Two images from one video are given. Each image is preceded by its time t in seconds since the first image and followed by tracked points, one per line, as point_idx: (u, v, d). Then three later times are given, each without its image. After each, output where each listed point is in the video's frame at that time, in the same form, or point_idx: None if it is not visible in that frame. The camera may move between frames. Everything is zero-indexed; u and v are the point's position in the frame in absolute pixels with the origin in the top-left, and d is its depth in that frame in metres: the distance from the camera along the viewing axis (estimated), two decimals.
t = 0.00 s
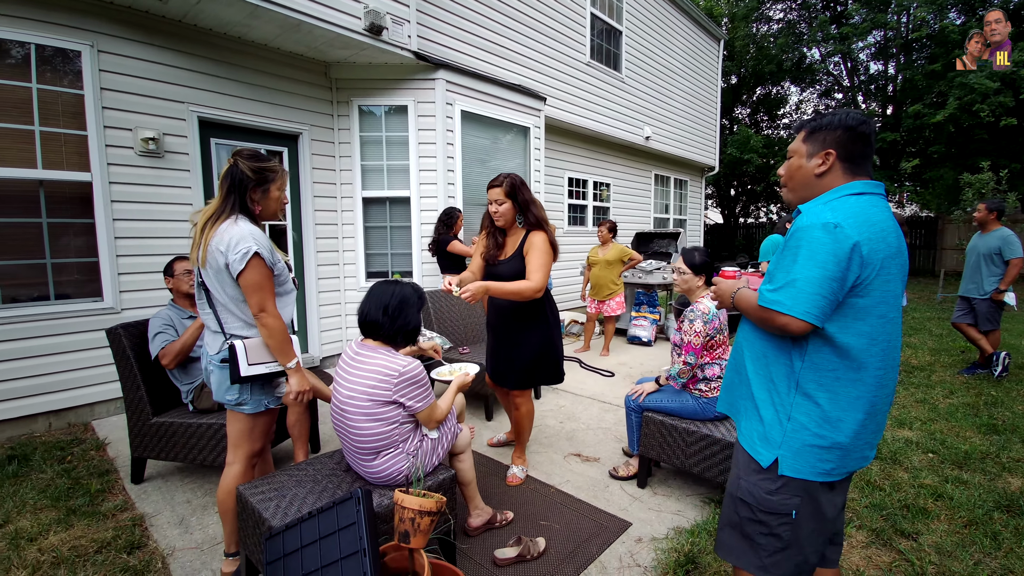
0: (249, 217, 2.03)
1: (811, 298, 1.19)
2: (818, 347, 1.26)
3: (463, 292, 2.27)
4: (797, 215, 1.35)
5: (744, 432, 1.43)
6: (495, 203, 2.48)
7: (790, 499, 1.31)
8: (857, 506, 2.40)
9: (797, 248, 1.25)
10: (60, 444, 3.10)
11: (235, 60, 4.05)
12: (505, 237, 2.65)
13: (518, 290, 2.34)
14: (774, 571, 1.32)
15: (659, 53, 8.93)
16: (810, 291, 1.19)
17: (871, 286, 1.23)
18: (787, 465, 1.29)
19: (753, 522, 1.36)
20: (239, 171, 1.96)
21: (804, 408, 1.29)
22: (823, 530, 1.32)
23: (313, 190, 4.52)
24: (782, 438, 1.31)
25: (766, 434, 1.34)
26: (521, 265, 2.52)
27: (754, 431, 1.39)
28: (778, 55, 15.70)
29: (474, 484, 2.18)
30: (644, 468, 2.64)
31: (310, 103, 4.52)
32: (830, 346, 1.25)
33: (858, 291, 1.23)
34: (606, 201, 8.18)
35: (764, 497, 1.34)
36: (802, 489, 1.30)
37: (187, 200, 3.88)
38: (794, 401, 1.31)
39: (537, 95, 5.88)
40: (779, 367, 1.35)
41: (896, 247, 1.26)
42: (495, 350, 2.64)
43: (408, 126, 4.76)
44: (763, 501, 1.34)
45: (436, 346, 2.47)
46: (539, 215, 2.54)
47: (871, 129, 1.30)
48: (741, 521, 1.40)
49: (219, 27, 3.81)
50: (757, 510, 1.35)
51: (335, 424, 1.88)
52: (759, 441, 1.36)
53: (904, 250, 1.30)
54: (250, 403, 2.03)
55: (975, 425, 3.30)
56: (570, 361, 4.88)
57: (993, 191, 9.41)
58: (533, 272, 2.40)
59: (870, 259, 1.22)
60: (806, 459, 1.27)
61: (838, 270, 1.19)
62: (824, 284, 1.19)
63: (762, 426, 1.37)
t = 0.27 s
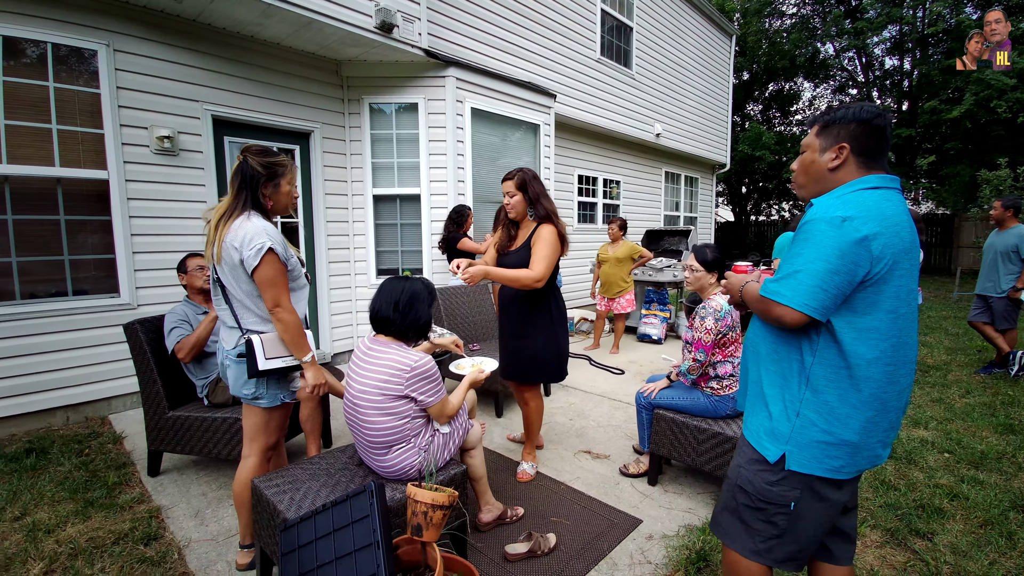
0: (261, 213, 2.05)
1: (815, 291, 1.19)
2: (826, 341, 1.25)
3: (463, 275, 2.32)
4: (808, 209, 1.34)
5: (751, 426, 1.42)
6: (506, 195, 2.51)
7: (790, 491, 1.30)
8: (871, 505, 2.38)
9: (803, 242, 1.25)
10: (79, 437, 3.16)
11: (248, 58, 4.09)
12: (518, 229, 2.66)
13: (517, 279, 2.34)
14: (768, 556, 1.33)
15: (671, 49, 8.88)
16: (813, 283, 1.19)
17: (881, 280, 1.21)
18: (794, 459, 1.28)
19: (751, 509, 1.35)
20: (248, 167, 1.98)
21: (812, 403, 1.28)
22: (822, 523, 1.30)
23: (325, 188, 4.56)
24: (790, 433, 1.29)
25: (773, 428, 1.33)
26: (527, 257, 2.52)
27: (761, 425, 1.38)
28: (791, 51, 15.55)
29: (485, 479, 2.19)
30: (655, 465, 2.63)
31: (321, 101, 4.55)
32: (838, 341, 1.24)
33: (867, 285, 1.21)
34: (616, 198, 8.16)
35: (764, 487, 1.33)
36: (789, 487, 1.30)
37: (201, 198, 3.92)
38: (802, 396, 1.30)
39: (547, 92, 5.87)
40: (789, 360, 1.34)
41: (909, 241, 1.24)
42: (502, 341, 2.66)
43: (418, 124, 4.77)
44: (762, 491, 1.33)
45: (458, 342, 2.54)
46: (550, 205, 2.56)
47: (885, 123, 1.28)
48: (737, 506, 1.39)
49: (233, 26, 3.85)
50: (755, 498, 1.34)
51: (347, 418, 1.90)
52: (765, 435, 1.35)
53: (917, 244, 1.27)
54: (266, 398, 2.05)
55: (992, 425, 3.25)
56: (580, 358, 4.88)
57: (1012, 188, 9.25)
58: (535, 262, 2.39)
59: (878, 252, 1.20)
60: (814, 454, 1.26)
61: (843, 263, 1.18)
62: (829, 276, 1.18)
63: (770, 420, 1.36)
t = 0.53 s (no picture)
0: (277, 211, 2.07)
1: (810, 294, 1.18)
2: (825, 342, 1.24)
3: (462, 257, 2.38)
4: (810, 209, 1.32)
5: (751, 428, 1.41)
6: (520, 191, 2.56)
7: (792, 494, 1.28)
8: (886, 507, 2.35)
9: (802, 246, 1.23)
10: (98, 431, 3.24)
11: (262, 58, 4.13)
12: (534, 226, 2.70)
13: (514, 267, 2.37)
14: (771, 562, 1.31)
15: (683, 45, 8.80)
16: (811, 286, 1.18)
17: (880, 284, 1.20)
18: (795, 461, 1.27)
19: (752, 514, 1.34)
20: (262, 167, 2.00)
21: (813, 405, 1.27)
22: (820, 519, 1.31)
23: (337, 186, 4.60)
24: (790, 435, 1.28)
25: (774, 430, 1.32)
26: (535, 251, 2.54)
27: (761, 426, 1.37)
28: (806, 46, 15.34)
29: (496, 476, 2.20)
30: (666, 464, 2.62)
31: (333, 100, 4.59)
32: (837, 345, 1.23)
33: (866, 287, 1.20)
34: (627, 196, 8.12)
35: (767, 492, 1.31)
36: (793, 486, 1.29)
37: (216, 197, 3.98)
38: (803, 397, 1.29)
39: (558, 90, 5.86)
40: (788, 362, 1.32)
41: (909, 242, 1.22)
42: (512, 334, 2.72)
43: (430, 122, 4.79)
44: (764, 495, 1.31)
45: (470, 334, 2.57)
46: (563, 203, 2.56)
47: (890, 118, 1.26)
48: (741, 511, 1.37)
49: (247, 26, 3.89)
50: (757, 503, 1.32)
51: (361, 414, 1.92)
52: (766, 437, 1.34)
53: (918, 244, 1.26)
54: (280, 394, 2.08)
55: (1013, 426, 3.19)
56: (591, 356, 4.87)
57: None
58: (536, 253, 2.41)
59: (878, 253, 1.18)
60: (813, 456, 1.25)
61: (842, 265, 1.17)
62: (827, 280, 1.17)
63: (770, 421, 1.35)
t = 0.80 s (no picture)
0: (295, 209, 2.10)
1: (793, 295, 1.17)
2: (810, 342, 1.23)
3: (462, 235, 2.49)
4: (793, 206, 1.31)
5: (745, 430, 1.40)
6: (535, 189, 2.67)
7: (795, 503, 1.26)
8: (903, 509, 2.31)
9: (785, 246, 1.22)
10: (120, 425, 3.32)
11: (277, 58, 4.18)
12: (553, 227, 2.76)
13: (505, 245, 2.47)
14: None
15: (697, 42, 8.71)
16: (794, 287, 1.17)
17: (864, 282, 1.18)
18: (784, 463, 1.26)
19: (762, 528, 1.30)
20: (279, 166, 2.03)
21: (801, 406, 1.26)
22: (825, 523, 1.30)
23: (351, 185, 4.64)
24: (779, 436, 1.28)
25: (764, 432, 1.31)
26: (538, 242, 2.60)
27: (752, 428, 1.36)
28: (823, 41, 15.10)
29: (509, 473, 2.20)
30: (679, 463, 2.61)
31: (347, 99, 4.63)
32: (822, 345, 1.22)
33: (852, 286, 1.18)
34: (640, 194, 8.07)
35: (769, 502, 1.28)
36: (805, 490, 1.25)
37: (233, 195, 4.04)
38: (791, 398, 1.28)
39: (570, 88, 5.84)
40: (775, 364, 1.31)
41: (894, 240, 1.21)
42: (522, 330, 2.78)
43: (442, 121, 4.81)
44: (768, 506, 1.28)
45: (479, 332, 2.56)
46: (575, 204, 2.60)
47: (874, 113, 1.24)
48: (750, 527, 1.33)
49: (262, 27, 3.94)
50: (764, 516, 1.29)
51: (376, 409, 1.94)
52: (756, 439, 1.33)
53: (905, 241, 1.24)
54: (296, 389, 2.11)
55: None
56: (602, 355, 4.86)
57: None
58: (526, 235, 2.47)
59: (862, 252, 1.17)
60: (803, 458, 1.24)
61: (825, 265, 1.16)
62: (810, 280, 1.16)
63: (760, 423, 1.34)
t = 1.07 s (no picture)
0: (310, 206, 2.13)
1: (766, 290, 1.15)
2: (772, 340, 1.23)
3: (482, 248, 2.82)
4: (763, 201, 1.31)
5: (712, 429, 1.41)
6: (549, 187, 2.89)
7: (754, 499, 1.25)
8: (921, 510, 2.27)
9: (756, 241, 1.21)
10: (139, 418, 3.39)
11: (290, 57, 4.22)
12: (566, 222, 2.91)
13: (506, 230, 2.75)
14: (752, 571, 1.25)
15: (711, 38, 8.62)
16: (763, 282, 1.16)
17: (829, 277, 1.18)
18: (744, 461, 1.26)
19: (725, 522, 1.30)
20: (294, 164, 2.06)
21: (762, 405, 1.26)
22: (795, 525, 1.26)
23: (364, 183, 4.68)
24: (740, 434, 1.28)
25: (727, 430, 1.32)
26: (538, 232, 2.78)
27: (718, 427, 1.37)
28: (840, 36, 14.86)
29: (520, 470, 2.21)
30: (690, 462, 2.59)
31: (359, 98, 4.66)
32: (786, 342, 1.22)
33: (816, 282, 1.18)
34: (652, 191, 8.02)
35: (729, 497, 1.29)
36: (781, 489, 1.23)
37: (248, 193, 4.10)
38: (754, 396, 1.28)
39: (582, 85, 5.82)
40: (741, 362, 1.32)
41: (861, 233, 1.21)
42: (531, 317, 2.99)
43: (455, 119, 4.82)
44: (728, 501, 1.29)
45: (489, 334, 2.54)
46: (584, 209, 2.71)
47: (838, 108, 1.26)
48: (714, 518, 1.32)
49: (277, 26, 3.98)
50: (725, 511, 1.29)
51: (388, 404, 1.96)
52: (720, 437, 1.34)
53: (873, 236, 1.24)
54: (310, 384, 2.14)
55: None
56: (614, 353, 4.85)
57: None
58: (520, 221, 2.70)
59: (828, 247, 1.16)
60: (762, 457, 1.24)
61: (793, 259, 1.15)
62: (779, 275, 1.15)
63: (726, 422, 1.35)
